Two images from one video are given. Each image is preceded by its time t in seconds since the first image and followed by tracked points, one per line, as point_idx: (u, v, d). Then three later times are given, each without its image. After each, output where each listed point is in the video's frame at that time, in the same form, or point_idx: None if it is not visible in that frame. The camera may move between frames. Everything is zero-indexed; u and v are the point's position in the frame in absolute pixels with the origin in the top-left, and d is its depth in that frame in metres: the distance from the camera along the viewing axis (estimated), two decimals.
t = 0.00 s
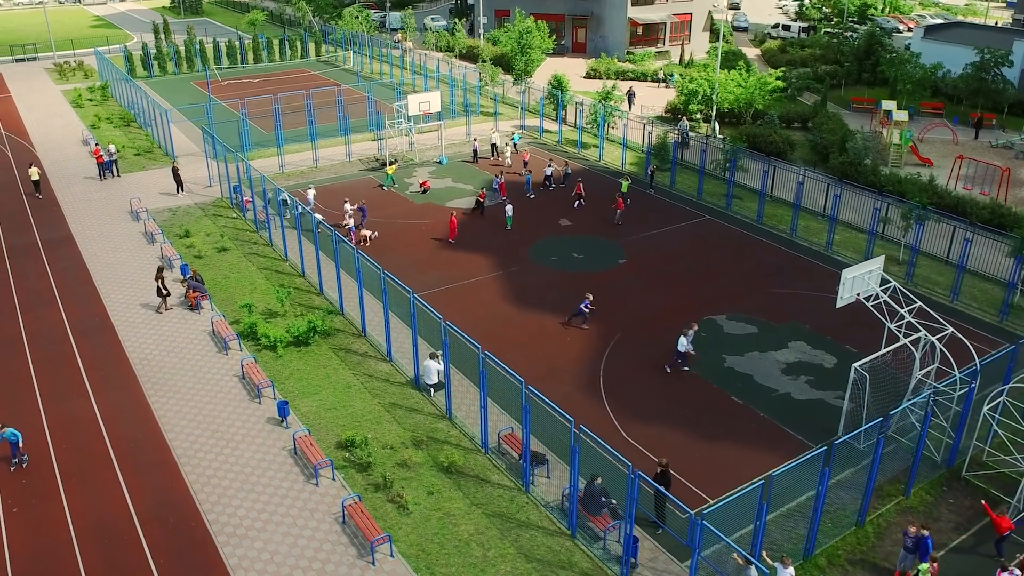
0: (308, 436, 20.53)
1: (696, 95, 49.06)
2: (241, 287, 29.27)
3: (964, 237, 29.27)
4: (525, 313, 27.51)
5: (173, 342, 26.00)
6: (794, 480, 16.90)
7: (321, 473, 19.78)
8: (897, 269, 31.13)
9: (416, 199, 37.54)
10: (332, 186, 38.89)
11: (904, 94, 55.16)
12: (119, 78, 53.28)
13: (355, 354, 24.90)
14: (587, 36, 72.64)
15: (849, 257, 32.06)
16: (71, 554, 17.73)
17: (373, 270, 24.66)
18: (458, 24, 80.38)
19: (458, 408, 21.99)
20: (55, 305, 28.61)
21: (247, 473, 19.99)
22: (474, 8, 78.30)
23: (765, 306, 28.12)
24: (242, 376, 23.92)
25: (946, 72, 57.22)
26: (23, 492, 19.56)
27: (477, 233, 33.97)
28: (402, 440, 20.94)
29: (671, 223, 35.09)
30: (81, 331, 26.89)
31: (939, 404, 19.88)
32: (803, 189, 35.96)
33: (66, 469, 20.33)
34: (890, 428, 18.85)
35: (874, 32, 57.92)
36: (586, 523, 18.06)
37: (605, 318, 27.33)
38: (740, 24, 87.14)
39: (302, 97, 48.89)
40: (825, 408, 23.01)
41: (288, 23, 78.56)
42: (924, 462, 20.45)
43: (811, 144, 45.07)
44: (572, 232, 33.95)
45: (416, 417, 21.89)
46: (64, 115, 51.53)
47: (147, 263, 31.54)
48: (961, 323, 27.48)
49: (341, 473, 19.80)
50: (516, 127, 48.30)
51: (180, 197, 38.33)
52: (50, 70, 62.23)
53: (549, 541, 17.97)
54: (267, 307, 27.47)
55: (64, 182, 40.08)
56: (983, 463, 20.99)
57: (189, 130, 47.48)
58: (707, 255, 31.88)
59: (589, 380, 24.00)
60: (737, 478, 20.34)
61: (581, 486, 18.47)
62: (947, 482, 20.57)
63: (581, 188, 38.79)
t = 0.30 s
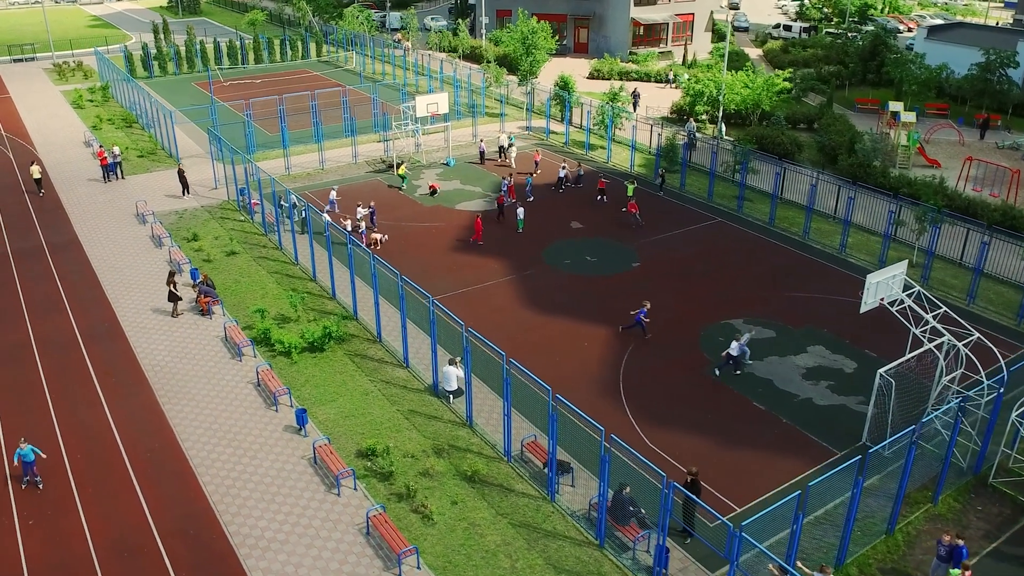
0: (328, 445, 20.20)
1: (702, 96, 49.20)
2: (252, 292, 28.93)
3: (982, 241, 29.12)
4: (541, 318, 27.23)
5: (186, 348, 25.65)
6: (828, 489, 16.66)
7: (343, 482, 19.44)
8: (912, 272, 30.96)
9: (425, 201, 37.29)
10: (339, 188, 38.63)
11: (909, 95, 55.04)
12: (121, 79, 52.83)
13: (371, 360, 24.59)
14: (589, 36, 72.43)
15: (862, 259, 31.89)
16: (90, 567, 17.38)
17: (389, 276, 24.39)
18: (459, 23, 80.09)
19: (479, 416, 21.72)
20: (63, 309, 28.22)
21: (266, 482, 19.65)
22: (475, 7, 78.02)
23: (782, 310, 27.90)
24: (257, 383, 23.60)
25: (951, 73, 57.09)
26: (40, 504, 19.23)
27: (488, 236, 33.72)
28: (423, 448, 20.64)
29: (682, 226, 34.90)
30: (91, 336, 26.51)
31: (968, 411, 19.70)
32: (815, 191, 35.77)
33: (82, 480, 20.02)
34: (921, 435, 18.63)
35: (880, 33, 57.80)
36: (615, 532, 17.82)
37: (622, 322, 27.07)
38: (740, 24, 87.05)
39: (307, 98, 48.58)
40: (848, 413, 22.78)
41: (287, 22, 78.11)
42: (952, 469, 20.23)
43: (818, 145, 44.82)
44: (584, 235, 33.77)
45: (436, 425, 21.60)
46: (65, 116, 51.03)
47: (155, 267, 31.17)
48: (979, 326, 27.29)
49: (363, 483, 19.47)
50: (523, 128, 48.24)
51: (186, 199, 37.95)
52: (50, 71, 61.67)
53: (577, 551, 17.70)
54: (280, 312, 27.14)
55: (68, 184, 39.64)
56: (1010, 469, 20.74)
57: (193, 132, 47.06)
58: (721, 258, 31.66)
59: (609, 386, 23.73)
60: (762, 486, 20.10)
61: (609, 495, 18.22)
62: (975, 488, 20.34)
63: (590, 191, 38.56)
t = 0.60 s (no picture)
0: (344, 453, 19.83)
1: (705, 97, 49.17)
2: (259, 296, 28.54)
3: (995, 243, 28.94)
4: (553, 322, 26.95)
5: (193, 354, 25.24)
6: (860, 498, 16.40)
7: (360, 492, 19.05)
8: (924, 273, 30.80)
9: (431, 203, 37.16)
10: (343, 190, 38.31)
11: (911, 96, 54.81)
12: (119, 80, 52.27)
13: (383, 366, 24.25)
14: (588, 36, 72.21)
15: (873, 261, 31.70)
16: None
17: (402, 281, 24.08)
18: (456, 23, 79.73)
19: (496, 422, 21.41)
20: (67, 314, 27.64)
21: (282, 492, 19.25)
22: (473, 7, 77.69)
23: (795, 313, 27.69)
24: (268, 390, 23.22)
25: (954, 74, 56.82)
26: (49, 516, 18.71)
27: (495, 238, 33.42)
28: (440, 456, 20.32)
29: (691, 228, 34.70)
30: (96, 342, 25.99)
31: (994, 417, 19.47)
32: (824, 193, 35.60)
33: (92, 491, 19.47)
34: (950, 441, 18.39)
35: (882, 33, 57.56)
36: (639, 542, 17.58)
37: (635, 326, 26.79)
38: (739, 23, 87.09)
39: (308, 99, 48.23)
40: (867, 418, 22.55)
41: (284, 23, 77.57)
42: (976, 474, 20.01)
43: (823, 145, 44.58)
44: (592, 237, 33.49)
45: (452, 432, 21.29)
46: (62, 117, 50.42)
47: (159, 271, 30.68)
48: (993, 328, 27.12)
49: (380, 492, 19.10)
50: (526, 129, 48.05)
51: (187, 202, 37.49)
52: (45, 72, 61.01)
53: (601, 561, 17.42)
54: (289, 317, 26.75)
55: (67, 187, 39.10)
56: None
57: (192, 133, 46.57)
58: (732, 260, 31.43)
59: (625, 391, 23.45)
60: (785, 492, 19.83)
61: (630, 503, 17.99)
62: (998, 494, 20.14)
63: (596, 192, 38.33)
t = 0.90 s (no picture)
0: (362, 465, 19.34)
1: (707, 97, 48.92)
2: (265, 302, 28.00)
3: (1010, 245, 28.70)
4: (567, 327, 26.54)
5: (201, 363, 24.69)
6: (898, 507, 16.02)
7: (379, 505, 18.57)
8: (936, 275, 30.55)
9: (435, 206, 36.77)
10: (346, 192, 37.83)
11: (912, 95, 54.74)
12: (113, 80, 51.50)
13: (396, 373, 23.78)
14: (585, 36, 71.93)
15: (884, 263, 31.48)
16: None
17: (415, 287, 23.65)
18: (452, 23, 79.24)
19: (515, 431, 20.99)
20: (69, 322, 26.99)
21: (299, 505, 18.74)
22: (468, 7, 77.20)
23: (810, 317, 27.39)
24: (279, 399, 22.71)
25: (954, 73, 56.68)
26: (58, 533, 18.11)
27: (503, 242, 33.05)
28: (459, 466, 19.86)
29: (700, 230, 34.43)
30: (100, 352, 25.38)
31: None
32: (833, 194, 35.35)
33: (103, 509, 18.84)
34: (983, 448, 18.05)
35: (882, 31, 57.11)
36: (668, 554, 17.20)
37: (650, 330, 26.41)
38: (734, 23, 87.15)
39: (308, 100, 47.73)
40: (889, 424, 22.23)
41: (278, 23, 76.81)
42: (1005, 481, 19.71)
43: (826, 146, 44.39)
44: (602, 240, 33.14)
45: (470, 442, 20.85)
46: (55, 119, 49.62)
47: (161, 277, 30.08)
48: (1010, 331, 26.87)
49: (401, 505, 18.63)
50: (528, 130, 47.71)
51: (188, 205, 36.86)
52: (37, 72, 60.11)
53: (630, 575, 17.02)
54: (297, 324, 26.23)
55: (64, 190, 38.38)
56: None
57: (190, 135, 45.91)
58: (743, 263, 31.11)
59: (643, 398, 23.07)
60: (811, 500, 19.48)
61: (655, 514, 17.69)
62: None
63: (602, 194, 37.99)
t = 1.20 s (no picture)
0: (378, 476, 18.90)
1: (710, 96, 48.67)
2: (271, 307, 27.53)
3: None
4: (580, 330, 26.14)
5: (207, 370, 24.20)
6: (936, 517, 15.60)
7: (397, 517, 18.13)
8: (948, 277, 30.28)
9: (439, 207, 36.32)
10: (349, 194, 37.44)
11: (912, 94, 54.46)
12: (109, 81, 50.82)
13: (408, 380, 23.34)
14: (582, 35, 72.07)
15: (895, 264, 31.25)
16: None
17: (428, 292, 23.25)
18: (448, 22, 78.85)
19: (532, 439, 20.60)
20: (70, 329, 26.35)
21: (315, 517, 18.27)
22: (465, 7, 76.79)
23: (824, 319, 27.13)
24: (289, 406, 22.25)
25: (955, 73, 56.08)
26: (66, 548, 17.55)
27: (510, 244, 32.65)
28: (477, 476, 19.46)
29: (708, 231, 34.12)
30: (103, 359, 24.76)
31: None
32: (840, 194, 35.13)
33: (114, 525, 18.20)
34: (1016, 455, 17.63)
35: (883, 31, 56.44)
36: (696, 565, 16.84)
37: (664, 334, 26.05)
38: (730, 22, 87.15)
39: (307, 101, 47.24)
40: (910, 429, 21.91)
41: (273, 22, 76.19)
42: None
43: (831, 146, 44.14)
44: (610, 242, 32.79)
45: (487, 450, 20.45)
46: (50, 120, 48.93)
47: (164, 282, 29.50)
48: None
49: (419, 516, 18.20)
50: (529, 130, 47.43)
51: (188, 208, 36.31)
52: (30, 73, 59.36)
53: None
54: (305, 329, 25.76)
55: (61, 193, 37.74)
56: None
57: (188, 136, 45.29)
58: (754, 265, 30.81)
59: (660, 403, 22.70)
60: (837, 507, 19.14)
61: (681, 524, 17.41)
62: None
63: (608, 194, 37.67)
